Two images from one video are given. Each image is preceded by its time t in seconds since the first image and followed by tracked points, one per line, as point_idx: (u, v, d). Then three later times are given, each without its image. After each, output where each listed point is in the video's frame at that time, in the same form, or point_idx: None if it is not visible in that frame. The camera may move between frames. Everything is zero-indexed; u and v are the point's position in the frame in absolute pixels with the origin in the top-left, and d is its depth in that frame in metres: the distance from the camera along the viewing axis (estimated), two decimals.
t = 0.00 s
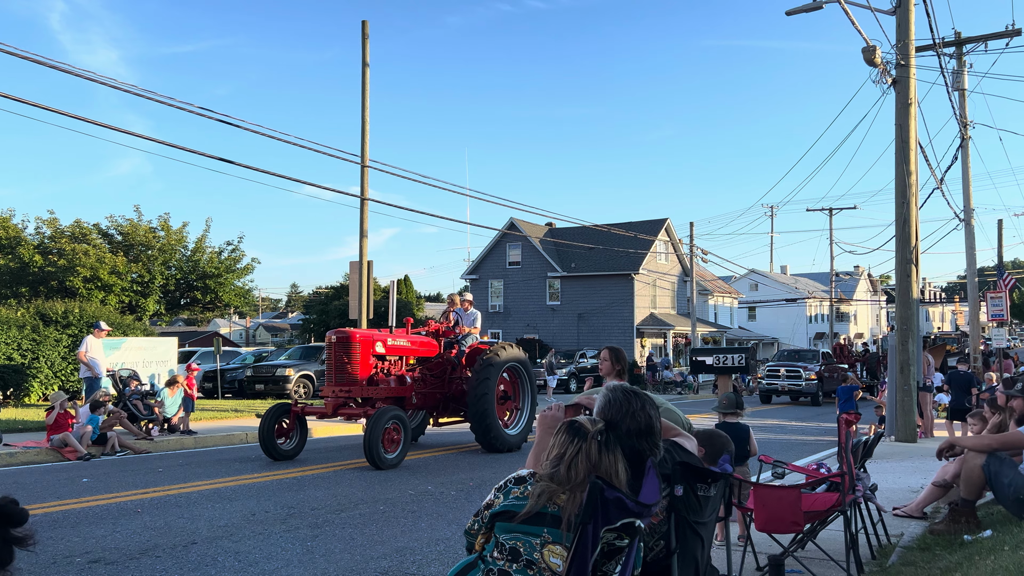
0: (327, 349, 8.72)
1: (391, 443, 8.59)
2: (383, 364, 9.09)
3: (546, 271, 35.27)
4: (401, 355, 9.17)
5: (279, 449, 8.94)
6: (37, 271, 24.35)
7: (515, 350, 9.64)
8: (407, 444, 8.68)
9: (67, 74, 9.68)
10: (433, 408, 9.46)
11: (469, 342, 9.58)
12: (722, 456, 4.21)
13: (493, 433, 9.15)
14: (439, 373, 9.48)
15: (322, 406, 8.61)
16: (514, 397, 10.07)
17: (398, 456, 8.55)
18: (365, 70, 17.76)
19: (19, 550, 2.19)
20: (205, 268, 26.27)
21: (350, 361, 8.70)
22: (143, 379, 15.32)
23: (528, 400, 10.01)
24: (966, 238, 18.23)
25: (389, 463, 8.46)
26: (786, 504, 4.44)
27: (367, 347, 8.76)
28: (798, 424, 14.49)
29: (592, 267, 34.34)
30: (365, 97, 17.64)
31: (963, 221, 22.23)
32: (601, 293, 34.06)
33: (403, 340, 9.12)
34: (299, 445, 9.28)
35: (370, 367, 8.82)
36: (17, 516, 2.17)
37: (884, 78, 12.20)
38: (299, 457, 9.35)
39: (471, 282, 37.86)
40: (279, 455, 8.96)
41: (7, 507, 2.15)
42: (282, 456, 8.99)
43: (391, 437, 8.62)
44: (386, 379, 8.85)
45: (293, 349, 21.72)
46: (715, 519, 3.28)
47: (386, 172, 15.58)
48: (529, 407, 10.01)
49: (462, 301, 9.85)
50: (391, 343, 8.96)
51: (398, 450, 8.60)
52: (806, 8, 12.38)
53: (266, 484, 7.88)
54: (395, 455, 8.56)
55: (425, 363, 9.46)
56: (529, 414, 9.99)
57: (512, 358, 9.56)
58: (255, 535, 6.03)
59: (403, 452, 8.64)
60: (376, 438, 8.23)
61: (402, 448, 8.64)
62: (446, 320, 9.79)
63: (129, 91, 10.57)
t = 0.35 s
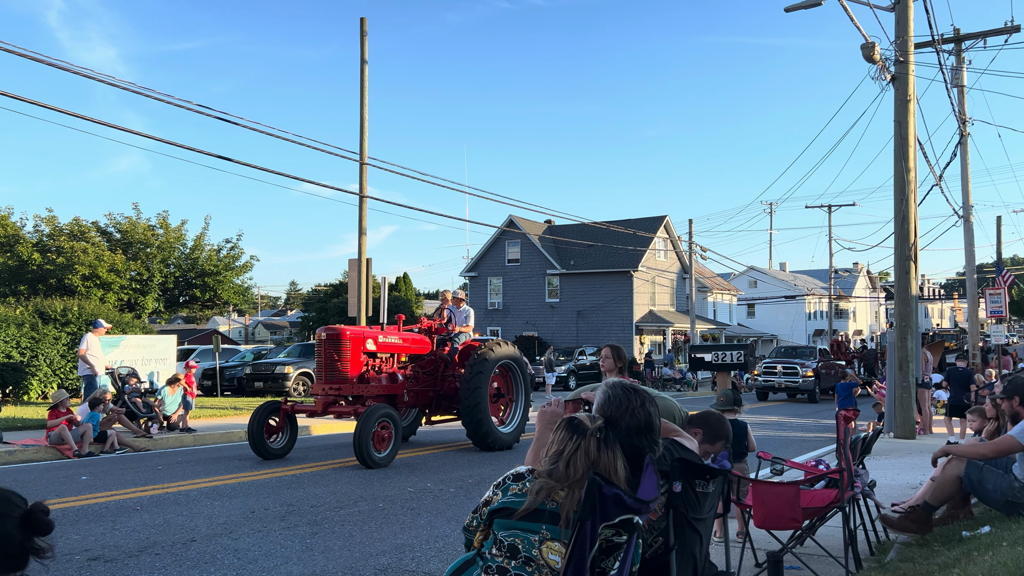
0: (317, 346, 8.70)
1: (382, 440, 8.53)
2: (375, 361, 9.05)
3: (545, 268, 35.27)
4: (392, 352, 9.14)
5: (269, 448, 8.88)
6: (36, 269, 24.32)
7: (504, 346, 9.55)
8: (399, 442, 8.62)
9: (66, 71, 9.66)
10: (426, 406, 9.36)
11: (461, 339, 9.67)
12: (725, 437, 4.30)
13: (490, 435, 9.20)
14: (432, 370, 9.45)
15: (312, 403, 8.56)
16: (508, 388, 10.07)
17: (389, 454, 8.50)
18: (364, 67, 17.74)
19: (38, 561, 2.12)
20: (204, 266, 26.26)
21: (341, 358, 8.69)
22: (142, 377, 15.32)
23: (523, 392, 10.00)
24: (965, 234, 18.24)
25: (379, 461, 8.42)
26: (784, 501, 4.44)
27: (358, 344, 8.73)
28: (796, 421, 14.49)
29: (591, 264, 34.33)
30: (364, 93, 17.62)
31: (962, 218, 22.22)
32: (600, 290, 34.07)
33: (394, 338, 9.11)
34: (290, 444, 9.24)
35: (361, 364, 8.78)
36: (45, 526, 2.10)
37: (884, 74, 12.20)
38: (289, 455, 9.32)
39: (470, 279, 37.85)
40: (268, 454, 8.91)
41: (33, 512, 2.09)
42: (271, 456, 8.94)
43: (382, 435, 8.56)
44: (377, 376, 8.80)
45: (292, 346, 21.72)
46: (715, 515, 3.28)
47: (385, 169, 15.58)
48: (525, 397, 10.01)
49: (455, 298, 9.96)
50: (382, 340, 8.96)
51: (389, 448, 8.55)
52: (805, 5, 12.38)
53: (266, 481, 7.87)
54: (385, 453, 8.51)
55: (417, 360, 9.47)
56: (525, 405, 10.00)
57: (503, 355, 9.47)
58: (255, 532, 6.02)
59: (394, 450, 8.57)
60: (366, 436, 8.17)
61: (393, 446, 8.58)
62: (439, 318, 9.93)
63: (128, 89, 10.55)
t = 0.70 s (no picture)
0: (307, 345, 8.60)
1: (373, 439, 8.45)
2: (367, 359, 8.99)
3: (545, 266, 35.25)
4: (384, 350, 9.07)
5: (257, 446, 8.81)
6: (35, 266, 24.31)
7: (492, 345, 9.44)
8: (390, 441, 8.55)
9: (64, 69, 9.63)
10: (419, 404, 9.36)
11: (454, 338, 9.75)
12: (724, 342, 4.15)
13: (488, 438, 9.35)
14: (425, 368, 9.43)
15: (302, 402, 8.48)
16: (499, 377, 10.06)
17: (381, 453, 8.42)
18: (363, 65, 17.71)
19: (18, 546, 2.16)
20: (204, 263, 26.25)
21: (331, 356, 8.56)
22: (141, 375, 15.29)
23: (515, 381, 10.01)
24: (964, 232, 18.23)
25: (371, 459, 8.34)
26: (782, 499, 4.44)
27: (349, 342, 8.63)
28: (795, 418, 14.49)
29: (590, 261, 34.33)
30: (363, 91, 17.60)
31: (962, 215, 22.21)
32: (600, 288, 34.06)
33: (386, 335, 9.04)
34: (280, 442, 9.20)
35: (351, 363, 8.69)
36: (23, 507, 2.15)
37: (883, 72, 12.18)
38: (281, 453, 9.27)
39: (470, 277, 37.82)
40: (258, 453, 8.85)
41: (8, 501, 2.10)
42: (261, 455, 8.89)
43: (373, 434, 8.48)
44: (369, 375, 8.77)
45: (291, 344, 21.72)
46: (712, 513, 3.28)
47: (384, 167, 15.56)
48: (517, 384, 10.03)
49: (448, 295, 9.96)
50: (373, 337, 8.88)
51: (381, 447, 8.48)
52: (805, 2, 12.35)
53: (264, 479, 7.87)
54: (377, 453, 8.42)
55: (410, 358, 9.42)
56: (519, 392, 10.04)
57: (492, 352, 9.40)
58: (254, 530, 6.02)
59: (386, 448, 8.50)
60: (356, 435, 8.10)
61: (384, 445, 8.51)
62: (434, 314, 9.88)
63: (126, 87, 10.53)
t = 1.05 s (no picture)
0: (300, 342, 8.50)
1: (366, 439, 8.43)
2: (361, 358, 8.93)
3: (545, 264, 35.26)
4: (378, 348, 9.04)
5: (247, 444, 8.75)
6: (37, 264, 24.35)
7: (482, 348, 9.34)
8: (384, 438, 8.53)
9: (65, 66, 9.63)
10: (414, 403, 9.38)
11: (450, 336, 9.78)
12: (732, 289, 3.93)
13: (490, 437, 9.46)
14: (420, 366, 9.45)
15: (295, 401, 8.42)
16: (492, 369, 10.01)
17: (373, 452, 8.40)
18: (364, 62, 17.70)
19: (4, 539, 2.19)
20: (204, 261, 26.28)
21: (324, 354, 8.51)
22: (142, 372, 15.31)
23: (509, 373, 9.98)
24: (965, 230, 18.20)
25: (364, 458, 8.31)
26: (782, 498, 4.43)
27: (343, 340, 8.57)
28: (796, 417, 14.50)
29: (591, 259, 34.33)
30: (364, 89, 17.58)
31: (962, 214, 22.17)
32: (601, 286, 34.05)
33: (380, 333, 9.00)
34: (273, 442, 9.15)
35: (345, 361, 8.64)
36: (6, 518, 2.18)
37: (884, 70, 12.16)
38: (272, 454, 9.23)
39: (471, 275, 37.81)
40: (250, 451, 8.78)
41: None
42: (252, 453, 8.83)
43: (367, 434, 8.46)
44: (363, 373, 8.73)
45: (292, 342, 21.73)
46: (711, 513, 3.28)
47: (385, 165, 15.57)
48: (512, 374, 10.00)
49: (445, 294, 10.07)
50: (367, 335, 8.84)
51: (373, 446, 8.45)
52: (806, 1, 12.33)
53: (265, 477, 7.89)
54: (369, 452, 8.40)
55: (405, 356, 9.44)
56: (514, 381, 10.02)
57: (483, 354, 9.29)
58: (255, 528, 6.03)
59: (379, 446, 8.49)
60: (348, 431, 8.07)
61: (377, 445, 8.48)
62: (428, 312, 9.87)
63: (127, 84, 10.54)
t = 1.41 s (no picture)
0: (294, 340, 8.52)
1: (360, 440, 8.37)
2: (357, 356, 8.96)
3: (548, 263, 35.25)
4: (374, 347, 9.04)
5: (240, 442, 8.69)
6: (40, 262, 24.41)
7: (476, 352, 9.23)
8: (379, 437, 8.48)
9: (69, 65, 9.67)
10: (411, 402, 9.36)
11: (448, 335, 9.78)
12: (759, 258, 3.95)
13: (494, 435, 9.60)
14: (417, 365, 9.46)
15: (289, 400, 8.45)
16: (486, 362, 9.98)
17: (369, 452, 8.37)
18: (367, 62, 17.72)
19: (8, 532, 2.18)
20: (207, 260, 26.33)
21: (320, 353, 8.52)
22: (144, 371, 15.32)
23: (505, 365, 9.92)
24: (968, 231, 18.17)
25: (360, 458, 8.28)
26: (784, 497, 4.44)
27: (338, 339, 8.57)
28: (798, 417, 14.49)
29: (593, 259, 34.33)
30: (366, 89, 17.60)
31: (966, 215, 22.12)
32: (603, 286, 34.05)
33: (375, 332, 9.01)
34: (268, 442, 9.09)
35: (340, 360, 8.64)
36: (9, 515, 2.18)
37: (888, 70, 12.13)
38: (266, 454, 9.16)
39: (473, 274, 37.82)
40: (243, 450, 8.73)
41: None
42: (246, 452, 8.78)
43: (360, 433, 8.38)
44: (358, 372, 8.74)
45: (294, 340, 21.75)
46: (714, 512, 3.28)
47: (387, 164, 15.59)
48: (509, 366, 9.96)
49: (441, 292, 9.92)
50: (362, 334, 8.85)
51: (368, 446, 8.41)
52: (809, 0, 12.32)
53: (267, 476, 7.90)
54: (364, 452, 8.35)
55: (402, 355, 9.48)
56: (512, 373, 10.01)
57: (476, 358, 9.21)
58: (257, 527, 6.04)
59: (375, 445, 8.43)
60: (343, 430, 8.02)
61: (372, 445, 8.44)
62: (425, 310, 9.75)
63: (130, 83, 10.57)
